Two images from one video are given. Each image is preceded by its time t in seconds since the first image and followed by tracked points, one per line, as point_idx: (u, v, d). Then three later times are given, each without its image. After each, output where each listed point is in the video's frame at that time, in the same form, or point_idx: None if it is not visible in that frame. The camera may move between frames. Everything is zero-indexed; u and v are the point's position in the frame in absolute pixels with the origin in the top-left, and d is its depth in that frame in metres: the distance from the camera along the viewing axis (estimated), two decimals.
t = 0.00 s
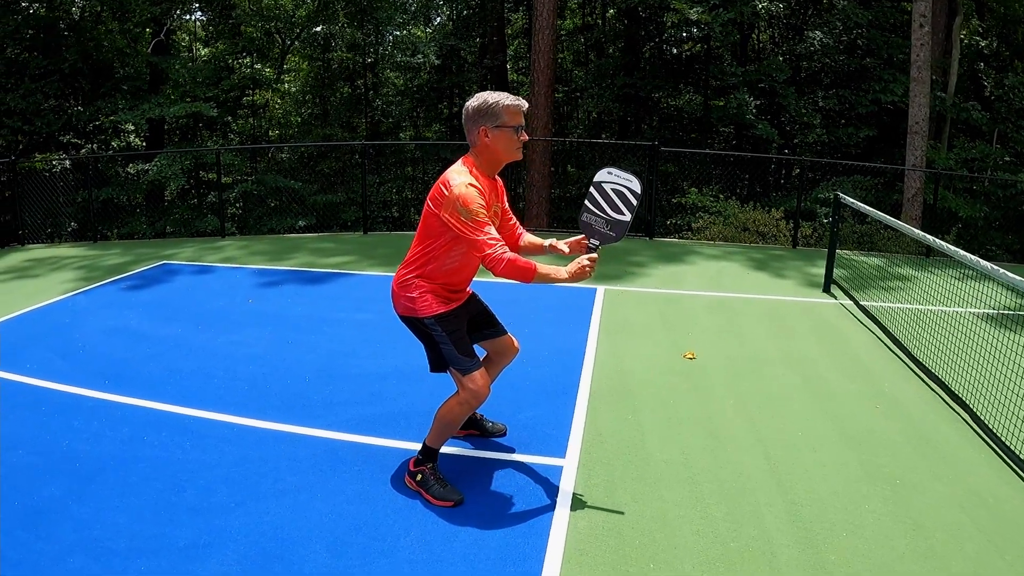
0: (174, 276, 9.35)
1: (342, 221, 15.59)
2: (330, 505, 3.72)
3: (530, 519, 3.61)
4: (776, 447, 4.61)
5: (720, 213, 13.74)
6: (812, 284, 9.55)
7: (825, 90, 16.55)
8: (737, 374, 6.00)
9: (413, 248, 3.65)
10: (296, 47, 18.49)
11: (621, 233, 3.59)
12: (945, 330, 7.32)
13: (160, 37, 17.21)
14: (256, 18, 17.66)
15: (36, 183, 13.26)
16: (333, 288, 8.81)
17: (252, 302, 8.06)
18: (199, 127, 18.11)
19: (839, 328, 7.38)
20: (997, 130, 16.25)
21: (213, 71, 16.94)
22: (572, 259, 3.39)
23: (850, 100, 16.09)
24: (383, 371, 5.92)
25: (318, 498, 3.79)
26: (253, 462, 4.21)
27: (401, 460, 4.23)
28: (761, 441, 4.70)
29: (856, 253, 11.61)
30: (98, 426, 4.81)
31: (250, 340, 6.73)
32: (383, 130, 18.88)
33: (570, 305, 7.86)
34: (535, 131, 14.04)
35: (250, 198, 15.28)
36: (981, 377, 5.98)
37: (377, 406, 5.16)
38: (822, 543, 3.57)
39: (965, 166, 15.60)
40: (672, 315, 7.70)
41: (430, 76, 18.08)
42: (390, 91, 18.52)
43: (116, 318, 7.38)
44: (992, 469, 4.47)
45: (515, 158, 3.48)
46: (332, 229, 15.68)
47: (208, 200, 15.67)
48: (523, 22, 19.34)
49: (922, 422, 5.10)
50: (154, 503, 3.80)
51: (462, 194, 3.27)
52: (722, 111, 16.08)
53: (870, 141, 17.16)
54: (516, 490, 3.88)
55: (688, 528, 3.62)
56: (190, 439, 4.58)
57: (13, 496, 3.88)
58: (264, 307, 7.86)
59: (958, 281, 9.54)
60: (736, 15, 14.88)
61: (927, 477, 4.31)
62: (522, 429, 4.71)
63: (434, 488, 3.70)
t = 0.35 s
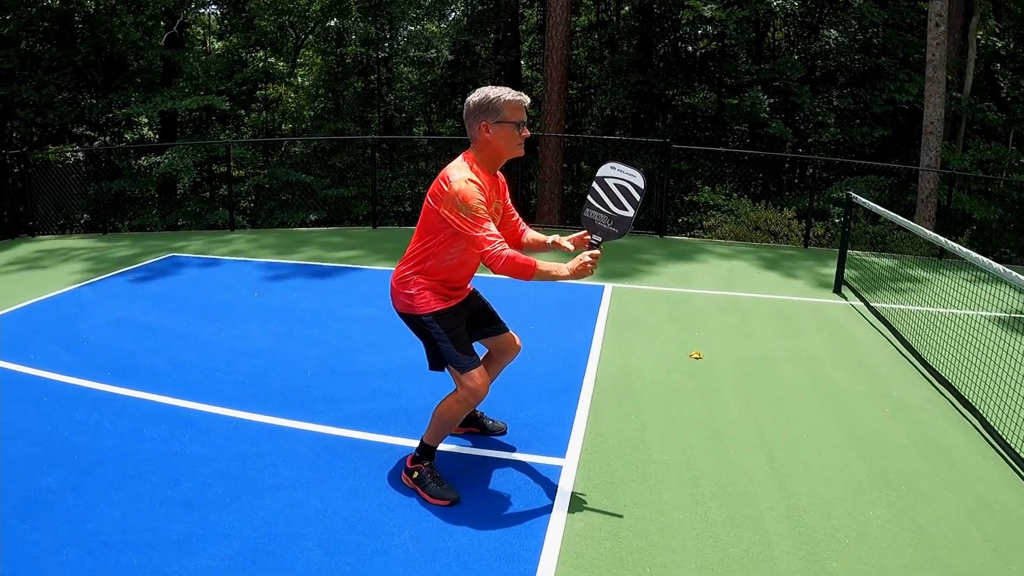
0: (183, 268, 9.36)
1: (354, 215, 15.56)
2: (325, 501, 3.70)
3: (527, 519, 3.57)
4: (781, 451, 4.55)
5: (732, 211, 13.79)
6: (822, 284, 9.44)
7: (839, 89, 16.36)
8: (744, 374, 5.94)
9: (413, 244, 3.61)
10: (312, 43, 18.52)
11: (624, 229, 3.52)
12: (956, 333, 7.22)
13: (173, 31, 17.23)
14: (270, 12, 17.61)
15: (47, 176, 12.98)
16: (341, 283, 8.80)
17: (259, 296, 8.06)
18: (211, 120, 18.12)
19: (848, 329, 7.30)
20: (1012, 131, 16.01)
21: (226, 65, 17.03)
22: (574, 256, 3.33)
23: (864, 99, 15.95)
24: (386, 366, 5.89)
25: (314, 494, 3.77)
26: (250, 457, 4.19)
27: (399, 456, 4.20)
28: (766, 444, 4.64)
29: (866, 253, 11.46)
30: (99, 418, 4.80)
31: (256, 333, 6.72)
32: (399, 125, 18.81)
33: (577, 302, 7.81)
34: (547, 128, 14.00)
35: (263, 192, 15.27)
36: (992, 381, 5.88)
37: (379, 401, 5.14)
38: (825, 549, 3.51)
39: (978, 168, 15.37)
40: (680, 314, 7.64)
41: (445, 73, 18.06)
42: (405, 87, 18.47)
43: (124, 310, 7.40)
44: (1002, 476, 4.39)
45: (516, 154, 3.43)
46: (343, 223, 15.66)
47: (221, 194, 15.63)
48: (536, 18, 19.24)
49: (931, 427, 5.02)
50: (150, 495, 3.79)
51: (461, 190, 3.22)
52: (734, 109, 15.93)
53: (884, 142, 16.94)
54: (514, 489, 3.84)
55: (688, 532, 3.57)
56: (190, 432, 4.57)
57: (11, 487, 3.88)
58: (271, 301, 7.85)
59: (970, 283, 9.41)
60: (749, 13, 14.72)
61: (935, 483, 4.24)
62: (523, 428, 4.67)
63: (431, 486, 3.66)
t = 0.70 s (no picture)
0: (204, 263, 9.54)
1: (375, 214, 15.67)
2: (329, 493, 3.82)
3: (524, 515, 3.68)
4: (779, 453, 4.64)
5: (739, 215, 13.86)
6: (826, 288, 9.51)
7: (846, 99, 16.39)
8: (746, 375, 6.03)
9: (418, 245, 3.74)
10: (336, 47, 18.79)
11: (625, 232, 3.62)
12: (957, 339, 7.27)
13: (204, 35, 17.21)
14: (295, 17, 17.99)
15: (82, 172, 13.13)
16: (356, 279, 8.94)
17: (275, 290, 8.21)
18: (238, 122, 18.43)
19: (851, 333, 7.37)
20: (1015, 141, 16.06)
21: (254, 68, 17.08)
22: (575, 260, 3.42)
23: (870, 107, 16.04)
24: (397, 361, 6.01)
25: (318, 485, 3.89)
26: (259, 447, 4.33)
27: (403, 450, 4.32)
28: (765, 445, 4.74)
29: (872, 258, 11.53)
30: (115, 406, 4.95)
31: (268, 327, 6.86)
32: (421, 128, 18.97)
33: (585, 302, 7.92)
34: (562, 132, 14.18)
35: (289, 190, 15.49)
36: (991, 387, 5.94)
37: (388, 396, 5.25)
38: (816, 551, 3.60)
39: (981, 176, 15.44)
40: (685, 315, 7.73)
41: (465, 78, 18.31)
42: (425, 90, 18.66)
43: (142, 302, 7.57)
44: (996, 482, 4.46)
45: (519, 158, 3.54)
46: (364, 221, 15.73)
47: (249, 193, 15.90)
48: (555, 26, 19.35)
49: (928, 432, 5.09)
50: (162, 483, 3.92)
51: (463, 193, 3.35)
52: (745, 116, 16.09)
53: (889, 150, 17.03)
54: (513, 485, 3.96)
55: (684, 531, 3.67)
56: (201, 422, 4.70)
57: (30, 471, 4.04)
58: (286, 296, 8.00)
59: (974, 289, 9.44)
60: (760, 22, 14.81)
61: (929, 488, 4.32)
62: (525, 425, 4.78)
63: (432, 480, 3.78)
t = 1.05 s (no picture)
0: (218, 259, 9.57)
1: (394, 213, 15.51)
2: (326, 496, 3.78)
3: (521, 524, 3.63)
4: (787, 467, 4.55)
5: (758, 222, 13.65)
6: (843, 298, 9.36)
7: (870, 106, 16.23)
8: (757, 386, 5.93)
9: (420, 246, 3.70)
10: (357, 46, 18.79)
11: (632, 240, 3.56)
12: (975, 354, 7.11)
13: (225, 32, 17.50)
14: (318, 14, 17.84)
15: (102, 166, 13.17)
16: (368, 279, 8.91)
17: (286, 288, 8.20)
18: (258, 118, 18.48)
19: (866, 344, 7.23)
20: None
21: (274, 66, 17.14)
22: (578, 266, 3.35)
23: (893, 115, 15.83)
24: (403, 363, 5.97)
25: (316, 488, 3.86)
26: (259, 447, 4.30)
27: (403, 454, 4.27)
28: (773, 458, 4.64)
29: (891, 269, 11.34)
30: (120, 401, 4.95)
31: (277, 325, 6.85)
32: (442, 129, 18.88)
33: (596, 307, 7.84)
34: (583, 135, 14.08)
35: (307, 188, 15.52)
36: (1008, 404, 5.79)
37: (392, 398, 5.21)
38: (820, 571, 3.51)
39: (1003, 187, 15.17)
40: (698, 323, 7.64)
41: (486, 79, 18.30)
42: (446, 91, 18.57)
43: (153, 297, 7.59)
44: (1010, 504, 4.33)
45: (525, 159, 3.49)
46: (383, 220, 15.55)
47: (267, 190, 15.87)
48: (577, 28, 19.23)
49: (943, 450, 4.97)
50: (160, 480, 3.90)
51: (465, 193, 3.30)
52: (766, 122, 15.92)
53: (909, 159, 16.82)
54: (512, 494, 3.90)
55: (685, 547, 3.59)
56: (203, 420, 4.68)
57: (31, 464, 4.03)
58: (297, 294, 7.99)
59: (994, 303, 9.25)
60: (783, 28, 14.62)
61: (941, 508, 4.20)
62: (529, 432, 4.72)
63: (430, 486, 3.74)
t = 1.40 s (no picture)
0: (230, 256, 9.58)
1: (409, 213, 15.33)
2: (323, 498, 3.75)
3: (517, 533, 3.58)
4: (793, 479, 4.46)
5: (775, 228, 13.39)
6: (857, 306, 9.22)
7: (890, 112, 16.06)
8: (766, 395, 5.84)
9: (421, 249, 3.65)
10: (376, 44, 18.78)
11: (636, 248, 3.50)
12: (991, 366, 6.96)
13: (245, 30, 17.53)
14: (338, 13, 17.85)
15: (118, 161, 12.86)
16: (378, 279, 8.88)
17: (296, 287, 8.19)
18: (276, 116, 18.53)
19: (879, 355, 7.11)
20: None
21: (292, 63, 17.24)
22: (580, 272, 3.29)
23: (914, 122, 15.63)
24: (409, 364, 5.92)
25: (313, 490, 3.83)
26: (259, 447, 4.28)
27: (402, 458, 4.23)
28: (779, 470, 4.56)
29: (908, 277, 11.16)
30: (123, 397, 4.95)
31: (284, 323, 6.84)
32: (461, 129, 18.74)
33: (605, 312, 7.77)
34: (600, 136, 13.99)
35: (322, 186, 15.51)
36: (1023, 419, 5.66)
37: (395, 400, 5.17)
38: None
39: None
40: (708, 329, 7.55)
41: (504, 79, 18.31)
42: (464, 90, 18.28)
43: (163, 294, 7.60)
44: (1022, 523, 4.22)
45: (529, 161, 3.43)
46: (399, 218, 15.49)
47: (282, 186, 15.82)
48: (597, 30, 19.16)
49: (954, 465, 4.86)
50: (157, 478, 3.88)
51: (465, 195, 3.25)
52: (786, 126, 15.73)
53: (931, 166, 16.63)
54: (510, 502, 3.85)
55: (685, 561, 3.51)
56: (205, 418, 4.67)
57: (31, 459, 4.02)
58: (306, 293, 7.97)
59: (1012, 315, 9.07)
60: (804, 32, 14.47)
61: (951, 526, 4.10)
62: (531, 438, 4.66)
63: (427, 492, 3.69)
